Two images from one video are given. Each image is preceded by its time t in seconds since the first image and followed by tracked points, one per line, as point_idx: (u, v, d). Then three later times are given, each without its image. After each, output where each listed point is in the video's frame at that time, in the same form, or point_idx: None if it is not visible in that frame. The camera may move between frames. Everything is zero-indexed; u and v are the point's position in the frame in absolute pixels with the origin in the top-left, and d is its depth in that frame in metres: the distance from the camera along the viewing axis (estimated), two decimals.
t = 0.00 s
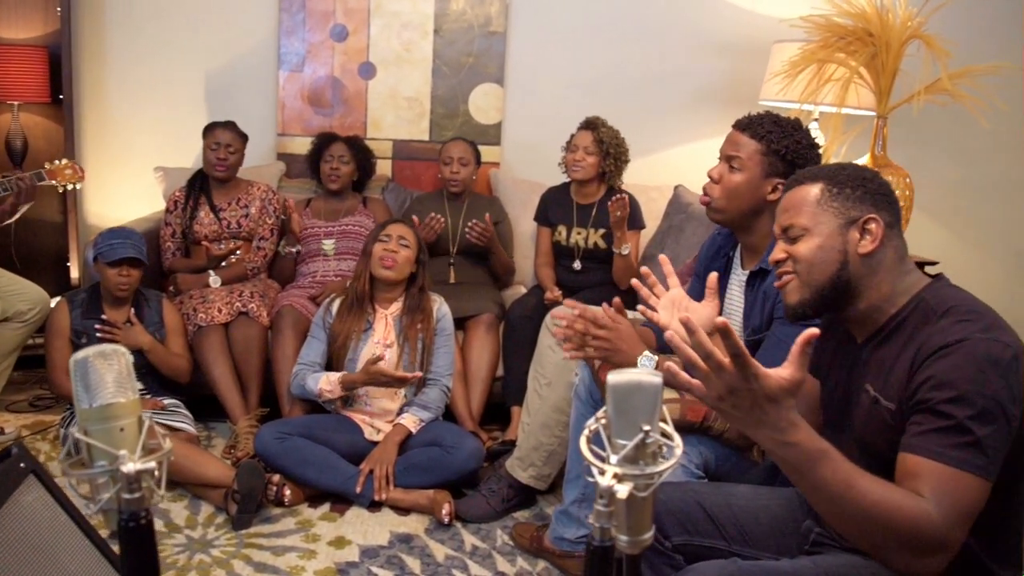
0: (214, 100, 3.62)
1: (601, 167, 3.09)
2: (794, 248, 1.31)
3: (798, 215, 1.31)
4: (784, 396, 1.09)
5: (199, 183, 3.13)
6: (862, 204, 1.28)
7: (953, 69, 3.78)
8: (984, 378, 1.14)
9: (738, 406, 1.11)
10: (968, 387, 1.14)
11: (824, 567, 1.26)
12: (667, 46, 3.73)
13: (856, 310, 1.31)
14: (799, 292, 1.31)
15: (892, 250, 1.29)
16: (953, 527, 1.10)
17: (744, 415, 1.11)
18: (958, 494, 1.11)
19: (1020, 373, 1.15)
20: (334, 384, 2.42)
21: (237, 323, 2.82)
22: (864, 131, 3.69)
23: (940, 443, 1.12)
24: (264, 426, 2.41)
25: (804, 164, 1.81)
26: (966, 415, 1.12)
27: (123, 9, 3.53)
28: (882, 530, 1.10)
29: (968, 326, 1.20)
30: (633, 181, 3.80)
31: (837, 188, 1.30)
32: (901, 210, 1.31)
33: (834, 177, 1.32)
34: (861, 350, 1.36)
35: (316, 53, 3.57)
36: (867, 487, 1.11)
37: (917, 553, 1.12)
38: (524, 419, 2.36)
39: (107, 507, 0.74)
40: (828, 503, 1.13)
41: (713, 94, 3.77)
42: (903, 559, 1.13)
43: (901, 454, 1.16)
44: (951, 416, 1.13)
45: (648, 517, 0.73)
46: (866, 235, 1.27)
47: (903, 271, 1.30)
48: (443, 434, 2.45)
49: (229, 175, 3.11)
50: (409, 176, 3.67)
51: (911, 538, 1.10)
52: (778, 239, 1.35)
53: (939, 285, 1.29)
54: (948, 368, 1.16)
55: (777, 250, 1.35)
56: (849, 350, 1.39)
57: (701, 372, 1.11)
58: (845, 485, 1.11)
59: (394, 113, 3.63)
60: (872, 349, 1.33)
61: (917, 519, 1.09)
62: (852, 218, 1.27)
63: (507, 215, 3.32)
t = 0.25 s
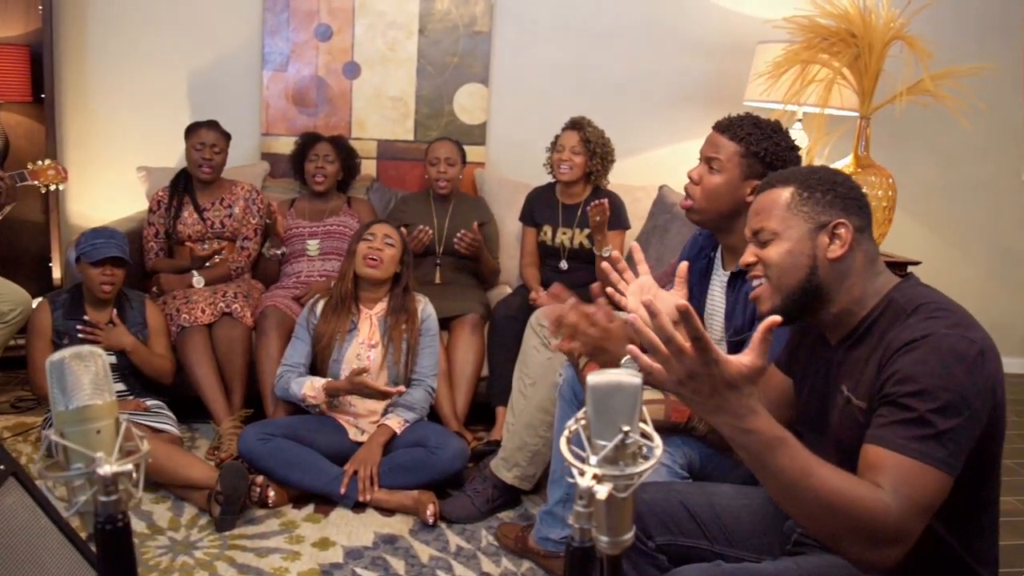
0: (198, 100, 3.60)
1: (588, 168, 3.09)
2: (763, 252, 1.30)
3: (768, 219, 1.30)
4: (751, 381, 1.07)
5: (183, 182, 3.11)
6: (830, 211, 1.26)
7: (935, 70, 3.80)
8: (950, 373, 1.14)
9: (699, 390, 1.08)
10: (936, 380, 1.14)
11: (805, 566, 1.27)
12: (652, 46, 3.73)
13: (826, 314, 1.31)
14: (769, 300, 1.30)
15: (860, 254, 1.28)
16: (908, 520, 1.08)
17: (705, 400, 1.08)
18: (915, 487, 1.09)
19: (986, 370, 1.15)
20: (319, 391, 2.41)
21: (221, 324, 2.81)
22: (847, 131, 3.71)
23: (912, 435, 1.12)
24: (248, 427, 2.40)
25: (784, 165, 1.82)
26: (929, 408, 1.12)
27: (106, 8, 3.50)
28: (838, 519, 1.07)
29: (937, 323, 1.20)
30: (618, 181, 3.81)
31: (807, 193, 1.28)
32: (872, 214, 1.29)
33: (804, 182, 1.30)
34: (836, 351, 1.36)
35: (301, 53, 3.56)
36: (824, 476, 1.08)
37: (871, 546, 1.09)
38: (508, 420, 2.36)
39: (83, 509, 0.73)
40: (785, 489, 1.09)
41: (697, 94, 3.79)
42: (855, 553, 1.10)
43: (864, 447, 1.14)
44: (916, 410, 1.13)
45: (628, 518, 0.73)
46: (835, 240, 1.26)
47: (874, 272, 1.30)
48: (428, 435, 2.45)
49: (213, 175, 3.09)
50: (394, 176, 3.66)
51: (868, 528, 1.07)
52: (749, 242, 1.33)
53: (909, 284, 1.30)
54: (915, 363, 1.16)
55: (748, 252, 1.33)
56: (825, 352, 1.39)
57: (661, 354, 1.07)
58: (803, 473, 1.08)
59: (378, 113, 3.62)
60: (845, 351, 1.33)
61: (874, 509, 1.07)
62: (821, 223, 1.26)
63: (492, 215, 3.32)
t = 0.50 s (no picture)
0: (189, 100, 3.59)
1: (581, 170, 3.10)
2: (737, 267, 1.27)
3: (739, 234, 1.27)
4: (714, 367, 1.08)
5: (173, 183, 3.10)
6: (802, 222, 1.24)
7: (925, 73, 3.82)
8: (918, 371, 1.14)
9: (659, 370, 1.09)
10: (903, 377, 1.14)
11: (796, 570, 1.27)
12: (643, 48, 3.74)
13: (805, 324, 1.30)
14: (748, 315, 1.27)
15: (833, 263, 1.27)
16: (862, 513, 1.08)
17: (666, 380, 1.09)
18: (873, 481, 1.09)
19: (955, 368, 1.15)
20: (309, 395, 2.41)
21: (211, 325, 2.80)
22: (837, 134, 3.72)
23: (894, 442, 1.11)
24: (239, 429, 2.39)
25: (780, 169, 1.83)
26: (894, 404, 1.12)
27: (95, 8, 3.49)
28: (791, 506, 1.08)
29: (913, 323, 1.20)
30: (609, 183, 3.81)
31: (778, 206, 1.26)
32: (844, 223, 1.28)
33: (775, 194, 1.28)
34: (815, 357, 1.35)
35: (291, 54, 3.55)
36: (780, 463, 1.09)
37: (823, 535, 1.09)
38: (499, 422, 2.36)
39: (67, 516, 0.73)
40: (740, 473, 1.10)
41: (688, 96, 3.79)
42: (809, 542, 1.11)
43: (830, 439, 1.15)
44: (882, 405, 1.13)
45: (616, 523, 0.73)
46: (808, 252, 1.24)
47: (849, 278, 1.29)
48: (418, 437, 2.44)
49: (203, 177, 3.08)
50: (385, 177, 3.66)
51: (820, 517, 1.08)
52: (723, 256, 1.31)
53: (884, 287, 1.30)
54: (884, 360, 1.17)
55: (723, 267, 1.31)
56: (804, 362, 1.38)
57: (626, 334, 1.07)
58: (760, 461, 1.09)
59: (370, 114, 3.62)
60: (825, 359, 1.32)
61: (828, 499, 1.07)
62: (793, 235, 1.24)
63: (484, 216, 3.32)
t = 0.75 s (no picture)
0: (182, 103, 3.59)
1: (576, 173, 3.10)
2: (714, 278, 1.26)
3: (717, 246, 1.26)
4: (689, 361, 1.10)
5: (166, 187, 3.09)
6: (779, 233, 1.23)
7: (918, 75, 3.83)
8: (892, 371, 1.15)
9: (632, 361, 1.10)
10: (879, 377, 1.14)
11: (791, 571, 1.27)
12: (636, 51, 3.74)
13: (786, 332, 1.29)
14: (727, 325, 1.27)
15: (811, 273, 1.26)
16: (830, 510, 1.10)
17: (638, 370, 1.10)
18: (843, 479, 1.10)
19: (932, 368, 1.15)
20: (304, 400, 2.41)
21: (204, 329, 2.79)
22: (830, 135, 3.73)
23: (869, 439, 1.11)
24: (233, 432, 2.39)
25: (779, 172, 1.82)
26: (867, 404, 1.13)
27: (87, 11, 3.47)
28: (757, 499, 1.11)
29: (893, 324, 1.20)
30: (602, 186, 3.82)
31: (755, 217, 1.24)
32: (822, 231, 1.27)
33: (752, 206, 1.26)
34: (796, 359, 1.34)
35: (284, 56, 3.54)
36: (748, 458, 1.12)
37: (791, 530, 1.12)
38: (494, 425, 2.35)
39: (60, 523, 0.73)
40: (709, 468, 1.13)
41: (681, 98, 3.80)
42: (778, 536, 1.13)
43: (806, 436, 1.16)
44: (855, 404, 1.13)
45: (612, 528, 0.73)
46: (786, 263, 1.24)
47: (827, 287, 1.28)
48: (412, 440, 2.43)
49: (196, 180, 3.08)
50: (378, 180, 3.66)
51: (787, 512, 1.10)
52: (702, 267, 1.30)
53: (863, 291, 1.30)
54: (860, 360, 1.17)
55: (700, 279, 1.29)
56: (788, 368, 1.37)
57: (602, 323, 1.09)
58: (728, 454, 1.12)
59: (363, 117, 3.61)
60: (808, 364, 1.32)
61: (795, 495, 1.09)
62: (770, 247, 1.23)
63: (477, 219, 3.32)
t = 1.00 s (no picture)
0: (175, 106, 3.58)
1: (571, 176, 3.09)
2: (697, 288, 1.24)
3: (699, 255, 1.24)
4: (667, 361, 1.08)
5: (158, 189, 3.09)
6: (762, 243, 1.22)
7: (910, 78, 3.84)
8: (873, 374, 1.15)
9: (608, 360, 1.08)
10: (859, 381, 1.14)
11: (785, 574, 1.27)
12: (630, 54, 3.74)
13: (771, 341, 1.29)
14: (711, 334, 1.25)
15: (793, 281, 1.25)
16: (807, 513, 1.08)
17: (617, 369, 1.08)
18: (820, 482, 1.09)
19: (915, 371, 1.16)
20: (297, 406, 2.39)
21: (196, 332, 2.79)
22: (823, 138, 3.74)
23: (850, 443, 1.11)
24: (225, 436, 2.37)
25: (773, 177, 1.83)
26: (848, 407, 1.13)
27: (80, 13, 3.46)
28: (735, 501, 1.09)
29: (874, 328, 1.21)
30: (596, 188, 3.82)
31: (737, 227, 1.23)
32: (805, 239, 1.27)
33: (733, 215, 1.25)
34: (783, 369, 1.34)
35: (278, 59, 3.53)
36: (725, 459, 1.09)
37: (767, 533, 1.09)
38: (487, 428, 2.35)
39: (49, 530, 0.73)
40: (685, 467, 1.11)
41: (675, 101, 3.80)
42: (753, 539, 1.11)
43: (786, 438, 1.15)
44: (836, 408, 1.13)
45: (603, 535, 0.72)
46: (768, 272, 1.23)
47: (809, 294, 1.28)
48: (406, 444, 2.43)
49: (188, 183, 3.07)
50: (372, 183, 3.65)
51: (763, 515, 1.08)
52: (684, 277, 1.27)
53: (846, 295, 1.31)
54: (841, 365, 1.18)
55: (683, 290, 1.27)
56: (775, 376, 1.36)
57: (579, 321, 1.07)
58: (706, 453, 1.09)
59: (356, 119, 3.61)
60: (796, 370, 1.31)
61: (772, 497, 1.07)
62: (753, 256, 1.22)
63: (471, 221, 3.32)
